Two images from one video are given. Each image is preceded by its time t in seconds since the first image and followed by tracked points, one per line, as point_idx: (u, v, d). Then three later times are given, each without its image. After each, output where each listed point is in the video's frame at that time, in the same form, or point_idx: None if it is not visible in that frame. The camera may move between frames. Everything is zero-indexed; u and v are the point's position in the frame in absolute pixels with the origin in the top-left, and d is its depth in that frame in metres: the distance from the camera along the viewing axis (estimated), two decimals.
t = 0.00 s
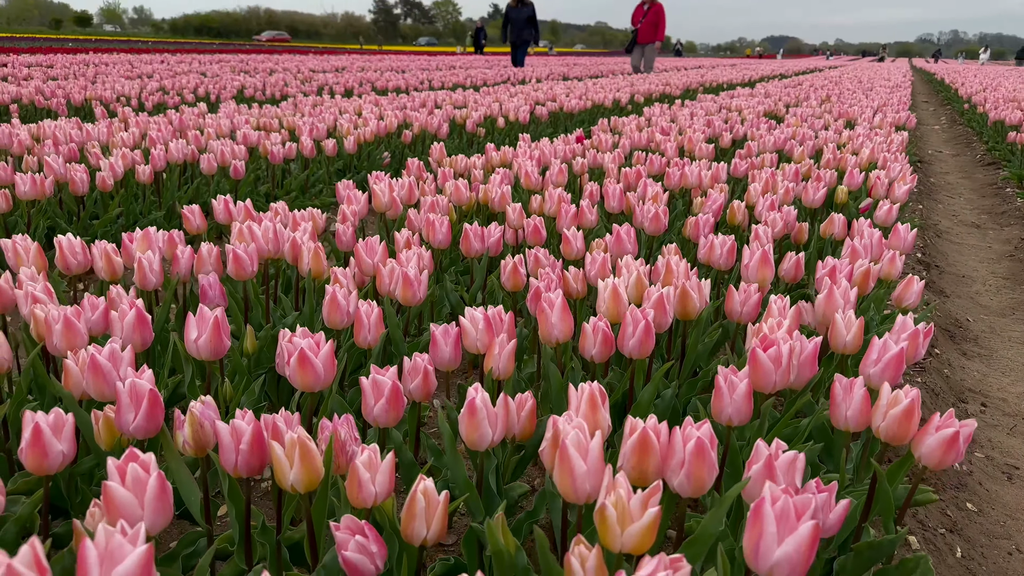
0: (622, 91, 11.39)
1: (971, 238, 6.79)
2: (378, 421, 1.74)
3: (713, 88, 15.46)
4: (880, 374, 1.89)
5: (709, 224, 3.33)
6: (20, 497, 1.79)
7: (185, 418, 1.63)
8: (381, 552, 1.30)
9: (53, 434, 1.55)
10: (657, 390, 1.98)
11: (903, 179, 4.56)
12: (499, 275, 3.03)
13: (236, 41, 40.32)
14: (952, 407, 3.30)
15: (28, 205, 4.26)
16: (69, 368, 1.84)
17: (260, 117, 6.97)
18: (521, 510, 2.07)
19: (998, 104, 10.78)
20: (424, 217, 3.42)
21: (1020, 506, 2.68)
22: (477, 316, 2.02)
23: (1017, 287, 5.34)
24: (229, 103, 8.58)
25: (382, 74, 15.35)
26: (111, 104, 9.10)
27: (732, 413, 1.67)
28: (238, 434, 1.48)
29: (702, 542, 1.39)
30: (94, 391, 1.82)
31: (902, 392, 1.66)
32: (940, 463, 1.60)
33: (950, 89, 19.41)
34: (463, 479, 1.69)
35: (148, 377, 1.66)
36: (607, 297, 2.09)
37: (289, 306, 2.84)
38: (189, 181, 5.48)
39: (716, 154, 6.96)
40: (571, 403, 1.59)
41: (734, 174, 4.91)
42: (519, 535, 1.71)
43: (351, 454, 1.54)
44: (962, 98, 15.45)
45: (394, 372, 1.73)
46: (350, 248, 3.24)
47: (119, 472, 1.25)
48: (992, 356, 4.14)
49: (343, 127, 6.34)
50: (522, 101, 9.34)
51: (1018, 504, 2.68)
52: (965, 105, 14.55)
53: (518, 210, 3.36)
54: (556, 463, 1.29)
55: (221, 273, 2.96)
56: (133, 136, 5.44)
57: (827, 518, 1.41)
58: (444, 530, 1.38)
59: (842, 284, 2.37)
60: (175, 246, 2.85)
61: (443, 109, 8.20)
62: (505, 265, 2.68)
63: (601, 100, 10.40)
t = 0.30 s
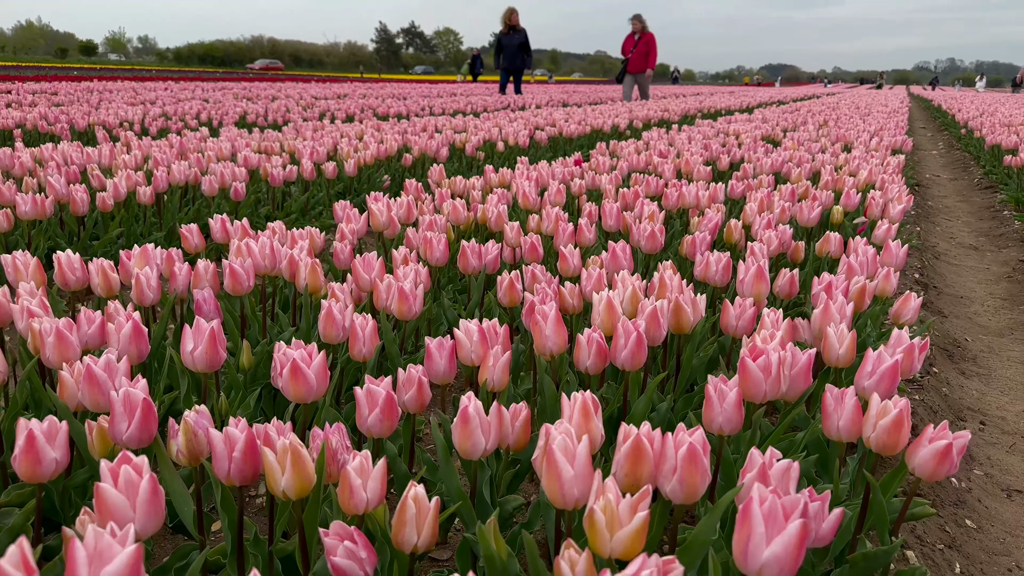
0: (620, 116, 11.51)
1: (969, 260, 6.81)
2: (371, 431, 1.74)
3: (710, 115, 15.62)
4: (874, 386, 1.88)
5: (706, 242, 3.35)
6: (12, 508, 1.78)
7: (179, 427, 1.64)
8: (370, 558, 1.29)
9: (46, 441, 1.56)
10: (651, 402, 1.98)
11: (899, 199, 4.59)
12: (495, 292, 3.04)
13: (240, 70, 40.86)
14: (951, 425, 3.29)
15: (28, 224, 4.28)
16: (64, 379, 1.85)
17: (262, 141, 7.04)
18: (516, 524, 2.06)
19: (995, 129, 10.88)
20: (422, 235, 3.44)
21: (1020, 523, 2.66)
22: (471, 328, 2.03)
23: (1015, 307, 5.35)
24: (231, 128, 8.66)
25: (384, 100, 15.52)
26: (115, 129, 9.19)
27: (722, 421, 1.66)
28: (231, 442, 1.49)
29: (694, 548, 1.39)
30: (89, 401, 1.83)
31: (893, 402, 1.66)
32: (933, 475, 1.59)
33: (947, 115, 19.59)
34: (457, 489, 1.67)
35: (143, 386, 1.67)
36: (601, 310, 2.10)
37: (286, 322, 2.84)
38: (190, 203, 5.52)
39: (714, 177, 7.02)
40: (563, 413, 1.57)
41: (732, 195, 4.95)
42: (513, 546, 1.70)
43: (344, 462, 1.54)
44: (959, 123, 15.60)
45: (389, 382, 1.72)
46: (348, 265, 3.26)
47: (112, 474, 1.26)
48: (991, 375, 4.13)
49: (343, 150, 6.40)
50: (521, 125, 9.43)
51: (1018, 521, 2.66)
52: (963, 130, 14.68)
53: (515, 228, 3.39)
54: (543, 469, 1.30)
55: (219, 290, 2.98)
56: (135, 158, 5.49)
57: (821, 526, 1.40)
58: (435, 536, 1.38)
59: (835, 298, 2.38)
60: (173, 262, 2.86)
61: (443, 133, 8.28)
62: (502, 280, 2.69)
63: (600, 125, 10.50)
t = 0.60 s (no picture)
0: (620, 141, 11.62)
1: (968, 282, 6.84)
2: (374, 440, 1.75)
3: (708, 140, 15.77)
4: (873, 397, 1.90)
5: (706, 260, 3.37)
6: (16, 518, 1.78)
7: (184, 434, 1.65)
8: (373, 561, 1.30)
9: (52, 448, 1.57)
10: (652, 413, 1.99)
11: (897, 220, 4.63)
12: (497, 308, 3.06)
13: (242, 97, 41.29)
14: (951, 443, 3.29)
15: (33, 244, 4.31)
16: (70, 389, 1.87)
17: (265, 164, 7.11)
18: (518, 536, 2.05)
19: (992, 154, 10.98)
20: (424, 252, 3.47)
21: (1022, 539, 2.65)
22: (473, 340, 2.05)
23: (1015, 328, 5.36)
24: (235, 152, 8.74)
25: (386, 126, 15.68)
26: (119, 154, 9.27)
27: (719, 430, 1.67)
28: (237, 446, 1.51)
29: (696, 553, 1.39)
30: (95, 411, 1.85)
31: (892, 410, 1.67)
32: (931, 480, 1.61)
33: (944, 141, 19.77)
34: (458, 496, 1.67)
35: (149, 393, 1.69)
36: (601, 323, 2.12)
37: (289, 336, 2.86)
38: (194, 224, 5.55)
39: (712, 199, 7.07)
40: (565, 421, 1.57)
41: (731, 216, 4.99)
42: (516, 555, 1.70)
43: (346, 469, 1.54)
44: (956, 149, 15.74)
45: (392, 391, 1.74)
46: (350, 282, 3.28)
47: (118, 476, 1.28)
48: (991, 394, 4.13)
49: (346, 173, 6.46)
50: (522, 150, 9.52)
51: (1020, 538, 2.65)
52: (960, 155, 14.81)
53: (516, 246, 3.42)
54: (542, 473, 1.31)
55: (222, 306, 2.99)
56: (139, 180, 5.54)
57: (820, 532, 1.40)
58: (437, 540, 1.38)
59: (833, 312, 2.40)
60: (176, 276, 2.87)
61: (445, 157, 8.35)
62: (503, 296, 2.71)
63: (600, 149, 10.60)
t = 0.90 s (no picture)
0: (620, 167, 11.74)
1: (968, 307, 6.87)
2: (381, 459, 1.76)
3: (707, 167, 15.92)
4: (875, 418, 1.92)
5: (707, 283, 3.41)
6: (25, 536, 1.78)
7: (193, 452, 1.66)
8: None
9: (65, 465, 1.61)
10: (656, 434, 2.01)
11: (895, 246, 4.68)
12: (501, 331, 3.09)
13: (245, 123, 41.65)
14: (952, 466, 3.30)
15: (40, 267, 4.34)
16: (80, 409, 1.88)
17: (270, 189, 7.18)
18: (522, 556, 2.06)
19: (988, 181, 11.09)
20: (428, 276, 3.51)
21: None
22: (478, 360, 2.07)
23: (1015, 353, 5.38)
24: (239, 178, 8.82)
25: (388, 152, 15.83)
26: (124, 179, 9.36)
27: (722, 450, 1.69)
28: (246, 464, 1.52)
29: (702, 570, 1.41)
30: (104, 430, 1.88)
31: (892, 430, 1.69)
32: (933, 500, 1.63)
33: (942, 168, 19.95)
34: (462, 515, 1.68)
35: (160, 412, 1.72)
36: (606, 344, 2.15)
37: (294, 358, 2.89)
38: (198, 248, 5.60)
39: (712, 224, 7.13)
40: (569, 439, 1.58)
41: (731, 241, 5.04)
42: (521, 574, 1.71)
43: (354, 487, 1.56)
44: (953, 176, 15.88)
45: (398, 411, 1.76)
46: (355, 305, 3.31)
47: (133, 491, 1.31)
48: (992, 418, 4.14)
49: (349, 198, 6.52)
50: (523, 175, 9.62)
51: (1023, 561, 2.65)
52: (957, 182, 14.95)
53: (519, 269, 3.46)
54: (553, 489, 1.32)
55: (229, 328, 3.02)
56: (145, 204, 5.59)
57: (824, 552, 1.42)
58: (445, 556, 1.40)
59: (833, 335, 2.43)
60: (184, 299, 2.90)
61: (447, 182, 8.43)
62: (506, 318, 2.75)
63: (600, 175, 10.70)
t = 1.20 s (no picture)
0: (621, 190, 11.83)
1: (969, 329, 6.91)
2: (397, 472, 1.78)
3: (707, 190, 16.03)
4: (883, 433, 1.94)
5: (711, 303, 3.44)
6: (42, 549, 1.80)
7: (212, 465, 1.68)
8: None
9: (85, 478, 1.62)
10: (666, 448, 2.04)
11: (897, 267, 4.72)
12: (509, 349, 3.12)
13: (248, 147, 41.96)
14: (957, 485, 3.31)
15: (49, 286, 4.37)
16: (98, 424, 1.91)
17: (275, 211, 7.23)
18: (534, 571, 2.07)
19: (987, 205, 11.17)
20: (435, 295, 3.54)
21: None
22: (490, 376, 2.11)
23: (1017, 374, 5.40)
24: (244, 200, 8.88)
25: (390, 176, 15.95)
26: (129, 201, 9.42)
27: (734, 462, 1.71)
28: (266, 476, 1.55)
29: None
30: (122, 444, 1.89)
31: (901, 444, 1.71)
32: (943, 513, 1.64)
33: (940, 192, 20.09)
34: (478, 529, 1.71)
35: (178, 425, 1.74)
36: (616, 359, 2.19)
37: (305, 374, 2.91)
38: (205, 268, 5.63)
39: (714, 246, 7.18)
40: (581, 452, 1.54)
41: (734, 261, 5.08)
42: None
43: (373, 498, 1.58)
44: (952, 200, 16.00)
45: (415, 424, 1.79)
46: (364, 323, 3.34)
47: (158, 500, 1.33)
48: (996, 438, 4.15)
49: (355, 220, 6.58)
50: (525, 198, 9.70)
51: None
52: (956, 206, 15.06)
53: (526, 288, 3.49)
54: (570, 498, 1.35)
55: (241, 345, 3.05)
56: (153, 225, 5.64)
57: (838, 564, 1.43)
58: (463, 567, 1.42)
59: (839, 351, 2.46)
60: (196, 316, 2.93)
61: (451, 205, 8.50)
62: (514, 336, 2.77)
63: (601, 198, 10.79)
